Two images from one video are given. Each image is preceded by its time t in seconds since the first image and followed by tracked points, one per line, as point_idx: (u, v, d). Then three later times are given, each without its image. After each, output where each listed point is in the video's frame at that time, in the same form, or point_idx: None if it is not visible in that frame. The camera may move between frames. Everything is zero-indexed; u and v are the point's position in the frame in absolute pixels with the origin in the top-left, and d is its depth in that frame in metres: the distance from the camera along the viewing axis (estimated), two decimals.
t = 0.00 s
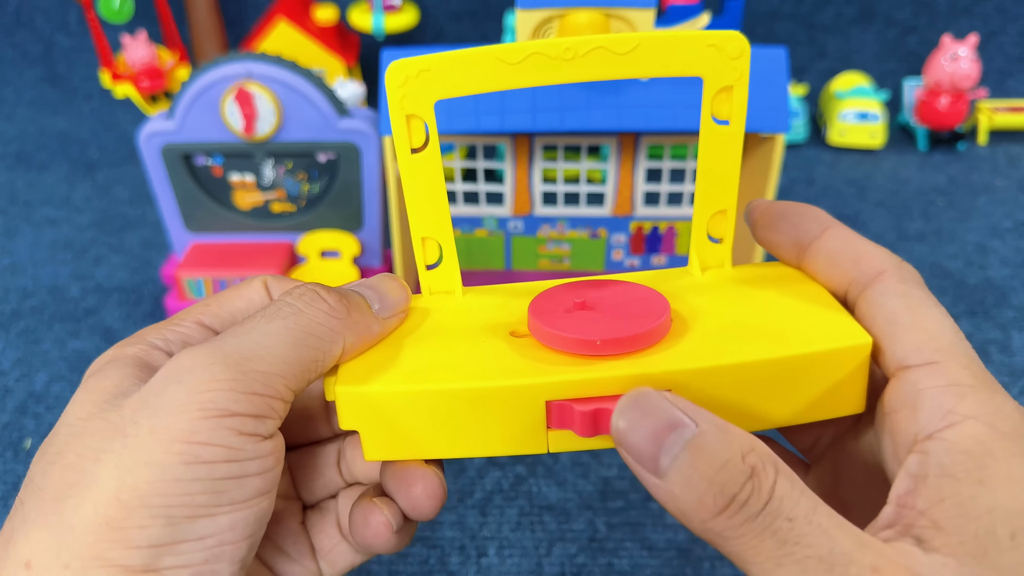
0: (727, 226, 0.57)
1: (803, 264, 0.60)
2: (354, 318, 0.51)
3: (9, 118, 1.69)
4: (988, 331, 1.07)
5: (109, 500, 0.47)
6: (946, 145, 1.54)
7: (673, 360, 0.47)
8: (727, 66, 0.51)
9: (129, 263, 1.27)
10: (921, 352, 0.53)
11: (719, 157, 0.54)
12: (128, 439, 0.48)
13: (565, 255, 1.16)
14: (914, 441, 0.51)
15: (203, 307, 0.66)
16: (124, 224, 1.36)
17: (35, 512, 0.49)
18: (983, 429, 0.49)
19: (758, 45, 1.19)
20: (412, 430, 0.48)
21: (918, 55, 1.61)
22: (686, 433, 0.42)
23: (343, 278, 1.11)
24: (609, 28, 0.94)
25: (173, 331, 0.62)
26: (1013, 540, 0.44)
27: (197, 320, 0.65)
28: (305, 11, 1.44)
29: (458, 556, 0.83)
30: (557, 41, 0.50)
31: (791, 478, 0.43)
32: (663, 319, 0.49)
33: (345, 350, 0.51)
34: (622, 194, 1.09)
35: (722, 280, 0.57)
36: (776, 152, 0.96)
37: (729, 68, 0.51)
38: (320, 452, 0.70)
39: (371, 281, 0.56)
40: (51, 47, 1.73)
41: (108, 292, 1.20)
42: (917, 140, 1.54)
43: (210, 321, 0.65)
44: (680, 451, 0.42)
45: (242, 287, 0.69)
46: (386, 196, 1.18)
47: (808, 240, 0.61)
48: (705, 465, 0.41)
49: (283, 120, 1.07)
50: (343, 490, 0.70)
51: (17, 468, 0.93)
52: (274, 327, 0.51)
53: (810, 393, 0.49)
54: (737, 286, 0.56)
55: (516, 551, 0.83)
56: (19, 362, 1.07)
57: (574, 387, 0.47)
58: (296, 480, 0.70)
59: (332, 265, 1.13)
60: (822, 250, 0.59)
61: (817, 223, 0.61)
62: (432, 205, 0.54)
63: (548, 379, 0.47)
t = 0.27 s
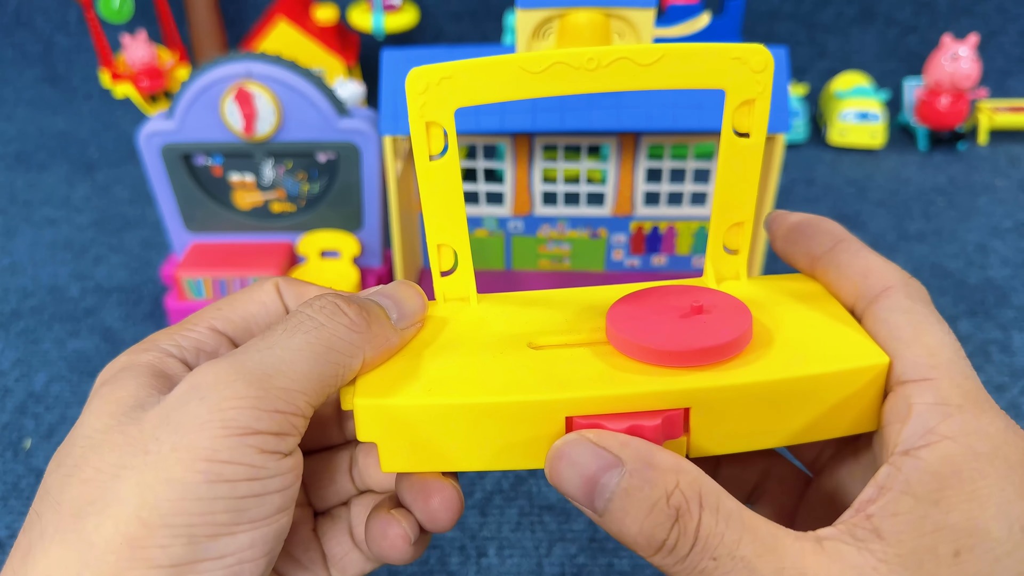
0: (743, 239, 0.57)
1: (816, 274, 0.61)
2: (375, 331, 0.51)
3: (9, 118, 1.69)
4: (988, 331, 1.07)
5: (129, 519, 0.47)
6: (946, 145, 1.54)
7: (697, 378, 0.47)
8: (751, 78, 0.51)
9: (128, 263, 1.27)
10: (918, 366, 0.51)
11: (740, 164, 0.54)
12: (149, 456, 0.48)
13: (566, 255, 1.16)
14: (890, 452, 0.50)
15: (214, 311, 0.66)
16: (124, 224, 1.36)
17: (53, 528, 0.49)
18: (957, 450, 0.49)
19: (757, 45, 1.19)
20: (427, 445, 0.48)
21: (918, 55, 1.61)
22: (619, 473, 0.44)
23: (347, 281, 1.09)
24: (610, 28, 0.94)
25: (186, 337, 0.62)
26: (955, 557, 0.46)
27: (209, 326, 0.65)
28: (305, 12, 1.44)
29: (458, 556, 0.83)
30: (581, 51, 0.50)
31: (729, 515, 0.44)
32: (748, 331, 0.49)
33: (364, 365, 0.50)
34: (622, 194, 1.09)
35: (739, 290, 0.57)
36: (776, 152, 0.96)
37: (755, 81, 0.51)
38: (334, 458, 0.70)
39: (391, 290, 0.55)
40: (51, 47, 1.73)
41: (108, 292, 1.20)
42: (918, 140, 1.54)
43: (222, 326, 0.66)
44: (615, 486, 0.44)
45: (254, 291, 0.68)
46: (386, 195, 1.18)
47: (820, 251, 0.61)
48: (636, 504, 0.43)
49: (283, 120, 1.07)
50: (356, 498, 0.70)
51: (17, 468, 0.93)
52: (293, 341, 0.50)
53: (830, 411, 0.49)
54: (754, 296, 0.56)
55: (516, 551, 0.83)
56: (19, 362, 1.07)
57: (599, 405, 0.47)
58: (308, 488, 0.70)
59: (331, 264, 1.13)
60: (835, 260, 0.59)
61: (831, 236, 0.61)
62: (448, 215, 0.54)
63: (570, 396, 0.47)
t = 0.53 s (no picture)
0: (735, 238, 0.57)
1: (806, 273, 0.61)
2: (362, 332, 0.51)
3: (9, 118, 1.68)
4: (988, 331, 1.07)
5: (115, 518, 0.47)
6: (946, 145, 1.54)
7: (682, 374, 0.47)
8: (733, 75, 0.51)
9: (128, 263, 1.27)
10: (919, 365, 0.52)
11: (731, 164, 0.54)
12: (135, 455, 0.48)
13: (566, 255, 1.16)
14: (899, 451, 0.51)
15: (209, 317, 0.66)
16: (124, 224, 1.36)
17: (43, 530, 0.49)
18: (966, 446, 0.49)
19: (758, 45, 1.19)
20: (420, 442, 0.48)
21: (918, 55, 1.61)
22: (638, 463, 0.43)
23: (347, 282, 1.09)
24: (610, 27, 0.94)
25: (180, 342, 0.62)
26: (966, 555, 0.46)
27: (203, 331, 0.65)
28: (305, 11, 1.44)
29: (458, 556, 0.83)
30: (564, 53, 0.50)
31: (747, 505, 0.44)
32: (699, 328, 0.49)
33: (351, 365, 0.50)
34: (623, 194, 1.09)
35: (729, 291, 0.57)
36: (776, 152, 0.96)
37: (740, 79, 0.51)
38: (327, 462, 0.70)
39: (378, 291, 0.56)
40: (51, 47, 1.73)
41: (108, 292, 1.20)
42: (918, 140, 1.54)
43: (216, 332, 0.65)
44: (637, 477, 0.43)
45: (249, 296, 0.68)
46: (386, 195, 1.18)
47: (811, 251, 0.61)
48: (657, 496, 0.42)
49: (283, 120, 1.07)
50: (349, 502, 0.70)
51: (17, 468, 0.93)
52: (279, 341, 0.50)
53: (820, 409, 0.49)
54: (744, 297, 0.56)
55: (516, 551, 0.83)
56: (19, 362, 1.07)
57: (581, 402, 0.47)
58: (301, 492, 0.70)
59: (332, 265, 1.13)
60: (827, 262, 0.59)
61: (821, 236, 0.61)
62: (438, 215, 0.54)
63: (558, 393, 0.46)
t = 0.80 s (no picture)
0: (737, 241, 0.57)
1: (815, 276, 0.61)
2: (363, 334, 0.51)
3: (9, 118, 1.68)
4: (988, 331, 1.07)
5: (114, 518, 0.47)
6: (946, 145, 1.54)
7: (678, 376, 0.47)
8: (732, 77, 0.51)
9: (128, 263, 1.27)
10: (921, 369, 0.52)
11: (727, 165, 0.54)
12: (135, 457, 0.48)
13: (566, 255, 1.16)
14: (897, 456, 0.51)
15: (213, 323, 0.66)
16: (124, 223, 1.36)
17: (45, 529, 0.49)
18: (963, 452, 0.49)
19: (758, 45, 1.19)
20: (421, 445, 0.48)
21: (918, 55, 1.61)
22: (621, 478, 0.43)
23: (347, 283, 1.10)
24: (610, 28, 0.94)
25: (184, 347, 0.62)
26: (963, 562, 0.46)
27: (207, 336, 0.64)
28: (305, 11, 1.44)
29: (458, 556, 0.83)
30: (562, 57, 0.50)
31: (735, 524, 0.43)
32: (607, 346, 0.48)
33: (352, 368, 0.50)
34: (623, 194, 1.09)
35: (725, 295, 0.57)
36: (776, 152, 0.96)
37: (738, 80, 0.51)
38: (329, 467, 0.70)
39: (378, 295, 0.56)
40: (51, 47, 1.73)
41: (108, 292, 1.20)
42: (918, 140, 1.54)
43: (220, 337, 0.65)
44: (618, 492, 0.43)
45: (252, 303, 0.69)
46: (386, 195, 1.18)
47: (818, 254, 0.61)
48: (640, 510, 0.43)
49: (283, 120, 1.07)
50: (352, 506, 0.70)
51: (17, 468, 0.93)
52: (280, 343, 0.51)
53: (815, 411, 0.49)
54: (740, 299, 0.56)
55: (516, 551, 0.83)
56: (19, 362, 1.07)
57: (579, 404, 0.47)
58: (304, 496, 0.70)
59: (332, 265, 1.13)
60: (834, 265, 0.60)
61: (829, 239, 0.62)
62: (436, 219, 0.53)
63: (556, 395, 0.47)
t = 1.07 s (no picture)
0: (718, 237, 0.57)
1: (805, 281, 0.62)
2: (340, 332, 0.52)
3: (9, 118, 1.69)
4: (988, 331, 1.07)
5: (88, 509, 0.47)
6: (946, 145, 1.54)
7: (650, 369, 0.47)
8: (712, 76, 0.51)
9: (128, 263, 1.27)
10: (939, 367, 0.54)
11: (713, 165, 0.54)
12: (108, 448, 0.48)
13: (566, 255, 1.16)
14: (943, 458, 0.51)
15: (194, 321, 0.66)
16: (124, 224, 1.36)
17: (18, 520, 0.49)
18: (1010, 446, 0.49)
19: (758, 45, 1.19)
20: (398, 439, 0.48)
21: (918, 55, 1.61)
22: (713, 442, 0.44)
23: (347, 283, 1.11)
24: (610, 27, 0.94)
25: (163, 344, 0.62)
26: None
27: (187, 334, 0.65)
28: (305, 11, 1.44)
29: (458, 556, 0.83)
30: (541, 53, 0.50)
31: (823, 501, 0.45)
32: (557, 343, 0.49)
33: (328, 360, 0.51)
34: (623, 194, 1.09)
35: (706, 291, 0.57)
36: (776, 152, 0.96)
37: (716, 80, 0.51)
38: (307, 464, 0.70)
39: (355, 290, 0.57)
40: (51, 47, 1.73)
41: (108, 292, 1.20)
42: (918, 140, 1.54)
43: (200, 334, 0.65)
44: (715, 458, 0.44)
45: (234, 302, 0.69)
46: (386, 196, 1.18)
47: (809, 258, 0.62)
48: (734, 472, 0.43)
49: (283, 120, 1.07)
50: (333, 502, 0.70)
51: (17, 468, 0.93)
52: (254, 337, 0.52)
53: (792, 406, 0.49)
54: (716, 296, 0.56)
55: (516, 551, 0.83)
56: (19, 362, 1.07)
57: (550, 396, 0.47)
58: (284, 491, 0.70)
59: (331, 265, 1.13)
60: (825, 269, 0.61)
61: (819, 242, 0.62)
62: (416, 221, 0.54)
63: (532, 389, 0.47)
